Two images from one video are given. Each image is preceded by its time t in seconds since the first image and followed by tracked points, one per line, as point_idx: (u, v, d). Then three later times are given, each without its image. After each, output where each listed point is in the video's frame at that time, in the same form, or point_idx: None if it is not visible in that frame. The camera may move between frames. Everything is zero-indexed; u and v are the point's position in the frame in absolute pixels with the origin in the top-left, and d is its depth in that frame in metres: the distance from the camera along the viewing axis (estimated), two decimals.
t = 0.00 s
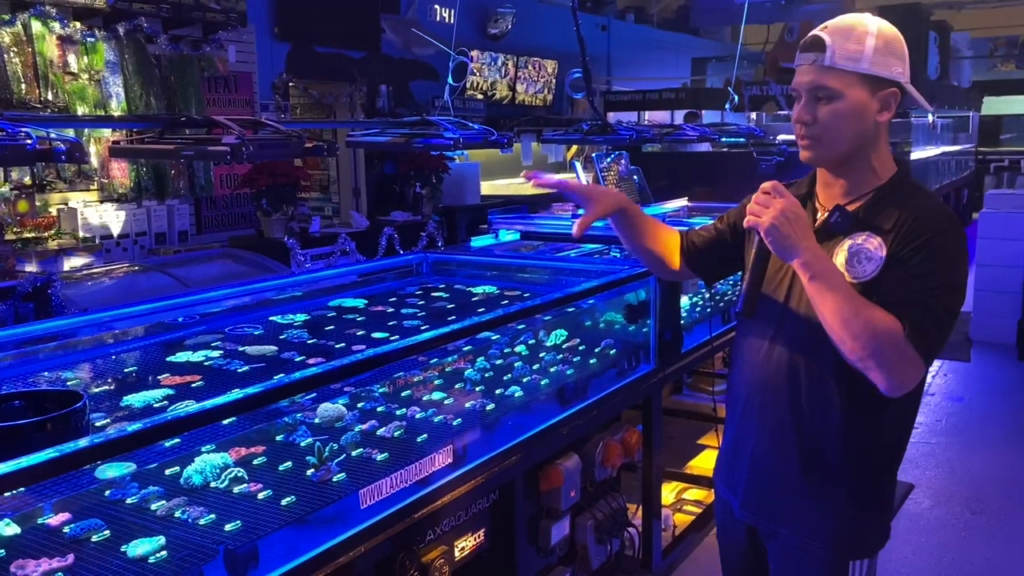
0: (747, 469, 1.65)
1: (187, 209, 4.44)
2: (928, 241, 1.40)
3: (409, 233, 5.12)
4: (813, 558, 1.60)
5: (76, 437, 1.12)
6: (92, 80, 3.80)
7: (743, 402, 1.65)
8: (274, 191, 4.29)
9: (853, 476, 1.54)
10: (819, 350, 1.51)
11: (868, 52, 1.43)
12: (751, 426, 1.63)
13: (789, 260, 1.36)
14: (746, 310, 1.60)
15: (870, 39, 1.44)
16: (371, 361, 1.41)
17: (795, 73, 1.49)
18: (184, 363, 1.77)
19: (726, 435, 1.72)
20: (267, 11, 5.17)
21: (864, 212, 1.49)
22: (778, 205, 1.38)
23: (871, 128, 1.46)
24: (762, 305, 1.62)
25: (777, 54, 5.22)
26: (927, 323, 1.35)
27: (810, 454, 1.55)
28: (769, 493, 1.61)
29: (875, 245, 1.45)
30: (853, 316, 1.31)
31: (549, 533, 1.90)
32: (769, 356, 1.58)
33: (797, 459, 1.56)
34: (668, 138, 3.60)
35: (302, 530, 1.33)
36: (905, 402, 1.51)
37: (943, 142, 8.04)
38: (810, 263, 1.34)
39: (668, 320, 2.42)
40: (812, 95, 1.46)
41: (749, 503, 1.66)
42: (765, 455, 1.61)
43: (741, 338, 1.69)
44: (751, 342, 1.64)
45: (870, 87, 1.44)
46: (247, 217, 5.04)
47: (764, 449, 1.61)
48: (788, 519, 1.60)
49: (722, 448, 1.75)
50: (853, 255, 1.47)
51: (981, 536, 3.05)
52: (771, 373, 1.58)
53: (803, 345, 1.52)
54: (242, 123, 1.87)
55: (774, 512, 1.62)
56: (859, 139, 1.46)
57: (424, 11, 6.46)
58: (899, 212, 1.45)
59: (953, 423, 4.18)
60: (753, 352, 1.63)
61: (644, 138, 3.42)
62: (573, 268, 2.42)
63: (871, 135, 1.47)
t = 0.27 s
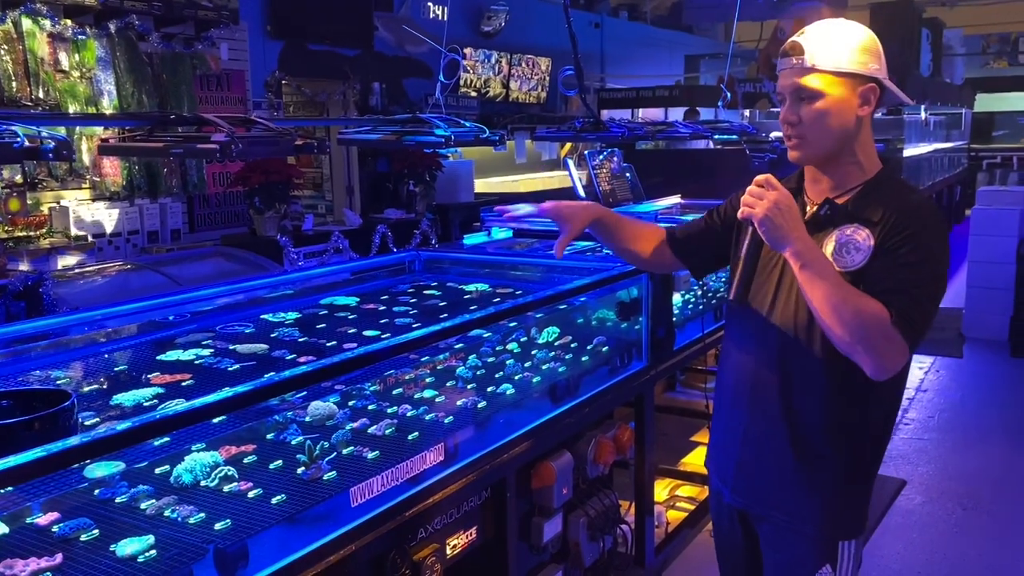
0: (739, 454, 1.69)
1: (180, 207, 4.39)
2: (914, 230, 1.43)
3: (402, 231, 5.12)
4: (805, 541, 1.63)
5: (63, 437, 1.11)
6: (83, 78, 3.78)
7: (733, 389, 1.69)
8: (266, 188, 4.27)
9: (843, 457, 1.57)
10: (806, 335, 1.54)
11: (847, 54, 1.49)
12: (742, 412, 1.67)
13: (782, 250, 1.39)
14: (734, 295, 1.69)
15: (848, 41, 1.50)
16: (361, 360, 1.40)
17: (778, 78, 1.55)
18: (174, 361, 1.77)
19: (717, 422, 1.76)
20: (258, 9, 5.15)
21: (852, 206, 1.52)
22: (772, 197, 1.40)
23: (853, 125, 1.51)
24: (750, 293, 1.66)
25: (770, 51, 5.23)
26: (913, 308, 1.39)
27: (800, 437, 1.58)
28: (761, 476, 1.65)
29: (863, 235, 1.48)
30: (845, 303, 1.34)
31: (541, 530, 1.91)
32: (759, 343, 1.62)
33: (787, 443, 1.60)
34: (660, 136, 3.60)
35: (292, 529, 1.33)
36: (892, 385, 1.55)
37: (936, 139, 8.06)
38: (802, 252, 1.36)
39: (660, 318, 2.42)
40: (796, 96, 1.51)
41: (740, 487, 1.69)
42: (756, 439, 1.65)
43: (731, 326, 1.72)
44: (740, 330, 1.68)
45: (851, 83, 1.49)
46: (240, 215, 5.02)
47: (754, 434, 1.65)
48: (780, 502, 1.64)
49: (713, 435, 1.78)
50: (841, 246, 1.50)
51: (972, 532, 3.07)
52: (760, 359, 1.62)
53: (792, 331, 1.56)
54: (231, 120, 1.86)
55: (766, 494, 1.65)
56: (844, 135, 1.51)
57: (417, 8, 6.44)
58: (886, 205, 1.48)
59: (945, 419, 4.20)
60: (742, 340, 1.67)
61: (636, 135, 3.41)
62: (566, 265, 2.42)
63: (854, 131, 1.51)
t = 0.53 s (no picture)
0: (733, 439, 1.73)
1: (172, 206, 4.39)
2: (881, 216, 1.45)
3: (396, 229, 5.12)
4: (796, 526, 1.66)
5: (51, 438, 1.11)
6: (74, 76, 3.76)
7: (727, 375, 1.73)
8: (259, 186, 4.26)
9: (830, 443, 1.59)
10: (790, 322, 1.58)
11: (823, 51, 1.48)
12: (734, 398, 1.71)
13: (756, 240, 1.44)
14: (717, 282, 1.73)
15: (822, 40, 1.49)
16: (351, 359, 1.39)
17: (757, 78, 1.54)
18: (165, 361, 1.76)
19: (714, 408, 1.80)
20: (251, 7, 5.13)
21: (826, 197, 1.53)
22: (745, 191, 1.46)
23: (830, 120, 1.51)
24: (741, 282, 1.70)
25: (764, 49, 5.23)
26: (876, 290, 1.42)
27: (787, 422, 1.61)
28: (753, 461, 1.69)
29: (834, 224, 1.48)
30: (814, 286, 1.37)
31: (534, 529, 1.91)
32: (748, 331, 1.66)
33: (775, 427, 1.63)
34: (653, 133, 3.59)
35: (283, 529, 1.31)
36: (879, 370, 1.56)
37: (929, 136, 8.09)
38: (773, 239, 1.41)
39: (653, 316, 2.41)
40: (774, 94, 1.50)
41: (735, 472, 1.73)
42: (747, 425, 1.68)
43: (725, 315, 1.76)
44: (734, 318, 1.72)
45: (828, 81, 1.49)
46: (234, 214, 5.01)
47: (745, 419, 1.69)
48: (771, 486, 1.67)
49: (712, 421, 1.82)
50: (814, 236, 1.51)
51: (965, 528, 3.08)
52: (748, 346, 1.66)
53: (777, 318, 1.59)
54: (221, 118, 1.84)
55: (759, 479, 1.69)
56: (821, 131, 1.51)
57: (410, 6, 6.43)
58: (855, 193, 1.50)
59: (938, 416, 4.22)
60: (735, 328, 1.71)
61: (630, 133, 3.40)
62: (559, 264, 2.41)
63: (830, 127, 1.52)
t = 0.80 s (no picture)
0: (733, 424, 1.86)
1: (165, 204, 4.39)
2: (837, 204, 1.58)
3: (391, 227, 5.11)
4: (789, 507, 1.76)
5: (41, 438, 1.10)
6: (67, 74, 3.70)
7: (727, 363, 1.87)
8: (252, 184, 4.24)
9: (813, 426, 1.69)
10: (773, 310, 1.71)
11: (773, 57, 1.64)
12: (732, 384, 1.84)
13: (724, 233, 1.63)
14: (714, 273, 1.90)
15: (773, 47, 1.65)
16: (345, 358, 1.39)
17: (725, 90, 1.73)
18: (157, 361, 1.75)
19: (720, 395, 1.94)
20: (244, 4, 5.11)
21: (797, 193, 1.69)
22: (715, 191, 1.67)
23: (794, 118, 1.65)
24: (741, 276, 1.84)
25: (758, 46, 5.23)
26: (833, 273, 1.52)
27: (773, 405, 1.73)
28: (749, 444, 1.81)
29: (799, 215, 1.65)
30: (766, 271, 1.53)
31: (528, 529, 1.91)
32: (743, 320, 1.80)
33: (764, 410, 1.76)
34: (647, 131, 3.59)
35: (276, 529, 1.31)
36: (857, 356, 1.66)
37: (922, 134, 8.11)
38: (737, 231, 1.60)
39: (647, 315, 2.41)
40: (738, 101, 1.68)
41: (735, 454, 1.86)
42: (743, 409, 1.81)
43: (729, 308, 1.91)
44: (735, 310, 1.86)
45: (783, 82, 1.63)
46: (228, 212, 5.00)
47: (741, 404, 1.82)
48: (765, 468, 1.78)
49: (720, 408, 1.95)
50: (787, 226, 1.67)
51: (960, 524, 3.09)
52: (743, 335, 1.80)
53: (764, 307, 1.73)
54: (213, 117, 1.83)
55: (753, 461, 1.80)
56: (785, 129, 1.65)
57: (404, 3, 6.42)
58: (820, 186, 1.63)
59: (932, 412, 4.23)
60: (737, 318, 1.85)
61: (624, 131, 3.40)
62: (554, 262, 2.41)
63: (796, 123, 1.65)
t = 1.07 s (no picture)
0: (738, 415, 1.87)
1: (158, 203, 4.40)
2: (824, 192, 1.58)
3: (386, 226, 5.09)
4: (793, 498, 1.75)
5: (32, 440, 1.09)
6: (60, 73, 3.66)
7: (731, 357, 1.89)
8: (247, 183, 4.22)
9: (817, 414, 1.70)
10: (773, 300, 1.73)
11: (757, 56, 1.64)
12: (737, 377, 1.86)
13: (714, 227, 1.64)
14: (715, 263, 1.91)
15: (756, 44, 1.66)
16: (340, 358, 1.38)
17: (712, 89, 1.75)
18: (151, 361, 1.73)
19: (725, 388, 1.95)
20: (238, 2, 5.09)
21: (787, 185, 1.70)
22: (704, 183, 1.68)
23: (778, 114, 1.66)
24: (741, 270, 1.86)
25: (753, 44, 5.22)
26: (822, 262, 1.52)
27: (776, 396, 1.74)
28: (753, 434, 1.82)
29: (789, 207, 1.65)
30: (754, 260, 1.54)
31: (524, 528, 1.90)
32: (745, 313, 1.82)
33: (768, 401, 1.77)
34: (642, 128, 3.58)
35: (272, 530, 1.30)
36: (858, 344, 1.66)
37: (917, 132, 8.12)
38: (728, 224, 1.61)
39: (642, 313, 2.41)
40: (723, 98, 1.70)
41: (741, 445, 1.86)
42: (748, 401, 1.82)
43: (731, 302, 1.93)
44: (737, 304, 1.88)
45: (766, 80, 1.64)
46: (222, 211, 4.99)
47: (746, 395, 1.83)
48: (769, 459, 1.78)
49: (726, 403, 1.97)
50: (778, 218, 1.69)
51: (956, 521, 3.09)
52: (746, 327, 1.82)
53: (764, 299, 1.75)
54: (205, 115, 1.82)
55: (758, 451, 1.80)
56: (771, 125, 1.67)
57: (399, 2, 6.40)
58: (808, 176, 1.64)
59: (927, 410, 4.24)
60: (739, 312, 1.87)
61: (619, 129, 3.40)
62: (550, 261, 2.40)
63: (779, 119, 1.66)
